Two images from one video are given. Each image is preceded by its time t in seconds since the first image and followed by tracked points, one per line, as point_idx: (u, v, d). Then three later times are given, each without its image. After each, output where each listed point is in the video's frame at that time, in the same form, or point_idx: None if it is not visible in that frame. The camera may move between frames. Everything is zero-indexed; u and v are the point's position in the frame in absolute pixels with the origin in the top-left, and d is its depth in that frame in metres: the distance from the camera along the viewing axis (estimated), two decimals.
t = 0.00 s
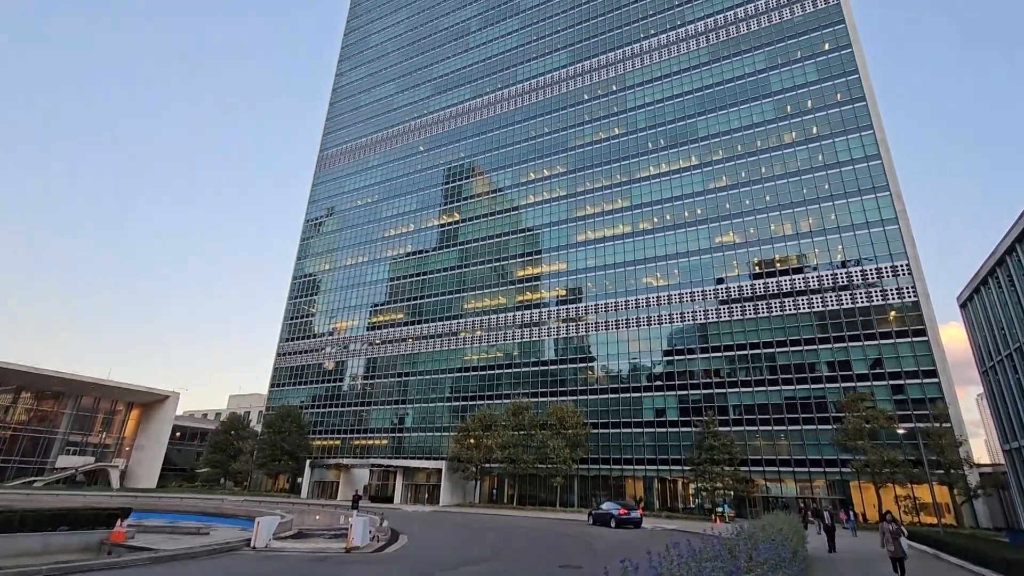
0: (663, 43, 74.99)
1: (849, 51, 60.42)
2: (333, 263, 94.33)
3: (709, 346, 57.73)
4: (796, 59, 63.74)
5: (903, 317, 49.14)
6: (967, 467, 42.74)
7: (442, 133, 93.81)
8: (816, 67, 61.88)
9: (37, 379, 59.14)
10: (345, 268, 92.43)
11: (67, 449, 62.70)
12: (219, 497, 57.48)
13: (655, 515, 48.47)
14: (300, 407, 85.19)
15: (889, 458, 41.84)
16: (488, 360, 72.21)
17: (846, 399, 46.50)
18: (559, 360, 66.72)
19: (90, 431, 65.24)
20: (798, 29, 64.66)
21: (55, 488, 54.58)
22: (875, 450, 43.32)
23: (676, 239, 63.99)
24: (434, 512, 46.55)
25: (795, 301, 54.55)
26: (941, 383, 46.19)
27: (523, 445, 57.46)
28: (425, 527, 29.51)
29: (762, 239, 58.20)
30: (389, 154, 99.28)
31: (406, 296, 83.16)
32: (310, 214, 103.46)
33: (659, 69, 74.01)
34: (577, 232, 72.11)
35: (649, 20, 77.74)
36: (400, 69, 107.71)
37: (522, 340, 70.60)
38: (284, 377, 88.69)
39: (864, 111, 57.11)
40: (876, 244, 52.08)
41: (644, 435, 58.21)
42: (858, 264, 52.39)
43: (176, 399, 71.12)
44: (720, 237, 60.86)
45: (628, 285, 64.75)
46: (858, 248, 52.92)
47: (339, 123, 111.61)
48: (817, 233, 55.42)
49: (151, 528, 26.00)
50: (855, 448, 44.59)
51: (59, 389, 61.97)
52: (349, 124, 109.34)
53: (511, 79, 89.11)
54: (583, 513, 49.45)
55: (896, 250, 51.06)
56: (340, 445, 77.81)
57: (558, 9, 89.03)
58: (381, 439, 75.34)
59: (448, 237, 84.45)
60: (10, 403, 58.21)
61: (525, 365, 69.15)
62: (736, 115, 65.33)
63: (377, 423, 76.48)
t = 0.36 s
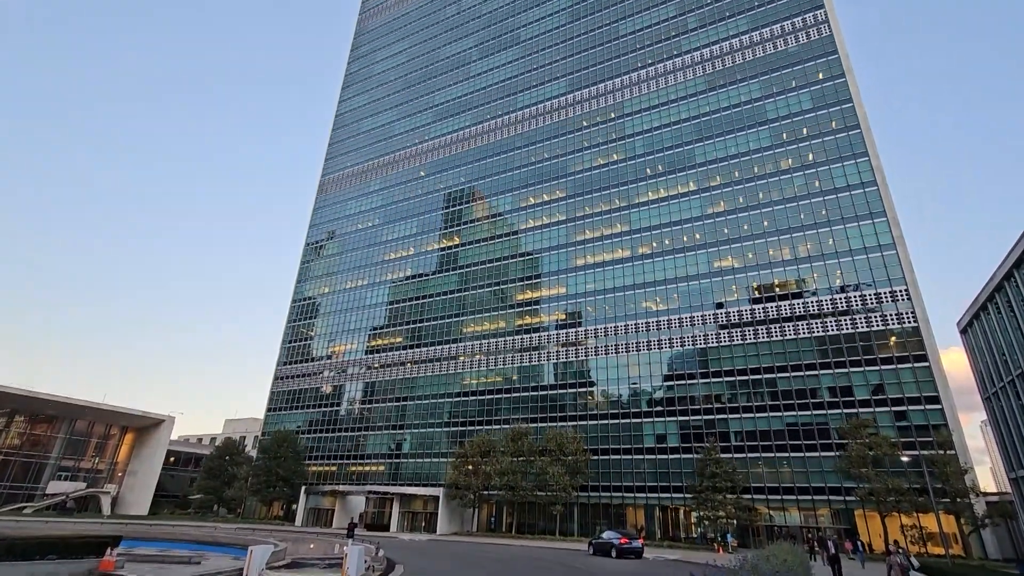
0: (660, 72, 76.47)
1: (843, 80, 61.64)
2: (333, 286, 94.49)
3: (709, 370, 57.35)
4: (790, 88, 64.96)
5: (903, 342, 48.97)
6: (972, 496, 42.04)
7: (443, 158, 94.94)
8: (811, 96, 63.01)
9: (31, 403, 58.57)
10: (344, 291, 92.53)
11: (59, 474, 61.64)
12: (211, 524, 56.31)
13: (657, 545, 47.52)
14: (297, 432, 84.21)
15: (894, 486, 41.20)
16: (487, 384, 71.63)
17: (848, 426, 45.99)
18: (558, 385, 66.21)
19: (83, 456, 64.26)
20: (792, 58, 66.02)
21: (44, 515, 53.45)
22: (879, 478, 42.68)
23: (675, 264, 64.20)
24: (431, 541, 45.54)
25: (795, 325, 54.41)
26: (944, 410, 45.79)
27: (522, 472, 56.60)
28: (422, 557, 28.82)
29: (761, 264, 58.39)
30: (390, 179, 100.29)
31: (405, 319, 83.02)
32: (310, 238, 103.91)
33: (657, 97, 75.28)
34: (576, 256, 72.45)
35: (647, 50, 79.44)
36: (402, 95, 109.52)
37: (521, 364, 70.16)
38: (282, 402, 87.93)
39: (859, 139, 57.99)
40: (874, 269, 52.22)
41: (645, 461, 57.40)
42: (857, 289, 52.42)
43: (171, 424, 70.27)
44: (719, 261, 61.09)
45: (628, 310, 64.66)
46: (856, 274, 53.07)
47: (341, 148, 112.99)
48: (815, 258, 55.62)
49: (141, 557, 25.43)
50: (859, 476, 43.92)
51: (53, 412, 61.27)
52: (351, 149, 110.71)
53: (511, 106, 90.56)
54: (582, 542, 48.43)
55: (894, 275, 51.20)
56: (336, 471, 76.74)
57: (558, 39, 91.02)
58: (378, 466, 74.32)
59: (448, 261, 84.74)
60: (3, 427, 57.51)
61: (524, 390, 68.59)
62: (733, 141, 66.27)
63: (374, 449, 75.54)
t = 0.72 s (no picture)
0: (659, 97, 77.67)
1: (839, 106, 62.58)
2: (333, 307, 94.45)
3: (710, 393, 56.85)
4: (786, 113, 65.88)
5: (905, 365, 48.67)
6: (980, 522, 41.28)
7: (444, 180, 95.82)
8: (807, 121, 63.84)
9: (26, 424, 57.95)
10: (344, 312, 92.45)
11: (51, 497, 60.61)
12: (204, 550, 55.15)
13: (659, 571, 46.52)
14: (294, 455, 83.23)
15: (899, 511, 40.51)
16: (487, 406, 70.98)
17: (852, 450, 45.40)
18: (559, 407, 65.58)
19: (76, 479, 63.30)
20: (788, 84, 67.10)
21: (33, 540, 52.36)
22: (884, 504, 42.00)
23: (675, 285, 64.24)
24: (428, 568, 44.54)
25: (796, 347, 54.12)
26: (948, 433, 45.29)
27: (522, 496, 55.70)
28: None
29: (761, 286, 58.40)
30: (391, 201, 101.07)
31: (404, 340, 82.73)
32: (310, 259, 104.19)
33: (656, 121, 76.33)
34: (575, 278, 72.58)
35: (645, 75, 80.83)
36: (404, 119, 111.00)
37: (521, 386, 69.61)
38: (279, 424, 87.08)
39: (855, 162, 58.59)
40: (874, 291, 52.19)
41: (646, 485, 56.54)
42: (857, 311, 52.30)
43: (166, 446, 69.40)
44: (719, 283, 61.17)
45: (628, 331, 64.47)
46: (856, 296, 53.03)
47: (343, 171, 114.06)
48: (814, 280, 55.64)
49: None
50: (863, 501, 43.24)
51: (47, 434, 60.57)
52: (353, 171, 111.75)
53: (512, 130, 91.73)
54: (583, 569, 47.38)
55: (894, 297, 51.16)
56: (333, 495, 75.65)
57: (558, 65, 92.61)
58: (375, 489, 73.25)
59: (448, 282, 84.84)
60: None
61: (523, 412, 67.96)
62: (731, 165, 66.94)
63: (371, 472, 74.52)
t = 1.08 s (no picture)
0: (657, 124, 78.93)
1: (834, 133, 63.52)
2: (332, 330, 94.31)
3: (712, 418, 56.21)
4: (783, 140, 66.74)
5: (908, 390, 48.28)
6: (990, 552, 40.44)
7: (445, 204, 96.69)
8: (804, 147, 64.69)
9: (20, 448, 57.11)
10: (343, 335, 92.25)
11: (41, 524, 59.33)
12: None
13: None
14: (290, 481, 82.04)
15: (907, 541, 39.65)
16: (486, 431, 70.13)
17: (857, 477, 44.71)
18: (559, 432, 64.78)
19: (68, 505, 62.10)
20: (784, 111, 68.15)
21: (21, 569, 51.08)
22: (891, 533, 41.17)
23: (675, 310, 64.24)
24: None
25: (798, 372, 53.73)
26: (954, 460, 44.72)
27: (522, 524, 54.62)
28: None
29: (761, 310, 58.36)
30: (393, 224, 101.79)
31: (404, 364, 82.32)
32: (311, 282, 104.37)
33: (654, 147, 77.40)
34: (575, 302, 72.56)
35: (644, 102, 82.18)
36: (406, 144, 112.41)
37: (521, 411, 68.85)
38: (276, 448, 86.11)
39: (852, 188, 59.18)
40: (874, 316, 52.13)
41: (648, 513, 55.55)
42: (859, 335, 52.11)
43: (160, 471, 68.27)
44: (719, 307, 61.14)
45: (628, 355, 64.18)
46: (857, 320, 52.92)
47: (345, 195, 115.12)
48: (815, 304, 55.60)
49: None
50: (870, 530, 42.41)
51: (41, 458, 59.63)
52: (354, 196, 112.77)
53: (513, 155, 92.92)
54: None
55: (895, 322, 51.06)
56: (329, 522, 74.36)
57: (558, 92, 94.32)
58: (372, 517, 71.98)
59: (449, 306, 84.79)
60: None
61: (523, 438, 67.13)
62: (730, 190, 67.60)
63: (369, 499, 73.30)
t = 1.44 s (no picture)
0: (656, 148, 79.84)
1: (832, 157, 64.17)
2: (331, 352, 93.89)
3: (714, 443, 55.49)
4: (781, 164, 67.45)
5: (912, 415, 47.79)
6: None
7: (446, 227, 97.20)
8: (802, 171, 65.26)
9: (14, 472, 56.14)
10: (343, 358, 91.81)
11: (31, 550, 57.97)
12: None
13: None
14: (285, 506, 80.71)
15: (915, 570, 38.75)
16: (486, 456, 69.17)
17: (862, 504, 43.92)
18: (559, 457, 63.91)
19: (59, 530, 60.76)
20: (782, 137, 69.01)
21: None
22: (898, 561, 40.31)
23: (676, 333, 64.10)
24: None
25: (800, 396, 53.25)
26: (960, 487, 44.03)
27: (522, 552, 53.50)
28: None
29: (762, 333, 58.17)
30: (393, 247, 102.20)
31: (403, 387, 81.75)
32: (311, 304, 104.37)
33: (653, 171, 78.15)
34: (576, 325, 72.39)
35: (643, 127, 83.33)
36: (407, 167, 113.60)
37: (521, 435, 68.01)
38: (273, 473, 84.96)
39: (851, 212, 59.59)
40: (876, 339, 51.87)
41: (650, 541, 54.48)
42: (861, 359, 51.80)
43: (154, 496, 67.05)
44: (720, 330, 60.99)
45: (629, 378, 63.69)
46: (858, 344, 52.67)
47: (346, 218, 115.86)
48: (816, 328, 55.43)
49: None
50: (876, 558, 41.51)
51: (34, 482, 58.59)
52: (356, 218, 113.53)
53: (514, 178, 93.71)
54: None
55: (897, 345, 50.83)
56: (325, 550, 72.87)
57: (558, 117, 95.60)
58: (368, 544, 70.60)
59: (449, 328, 84.61)
60: None
61: (523, 462, 66.23)
62: (729, 214, 68.04)
63: (365, 525, 72.02)
